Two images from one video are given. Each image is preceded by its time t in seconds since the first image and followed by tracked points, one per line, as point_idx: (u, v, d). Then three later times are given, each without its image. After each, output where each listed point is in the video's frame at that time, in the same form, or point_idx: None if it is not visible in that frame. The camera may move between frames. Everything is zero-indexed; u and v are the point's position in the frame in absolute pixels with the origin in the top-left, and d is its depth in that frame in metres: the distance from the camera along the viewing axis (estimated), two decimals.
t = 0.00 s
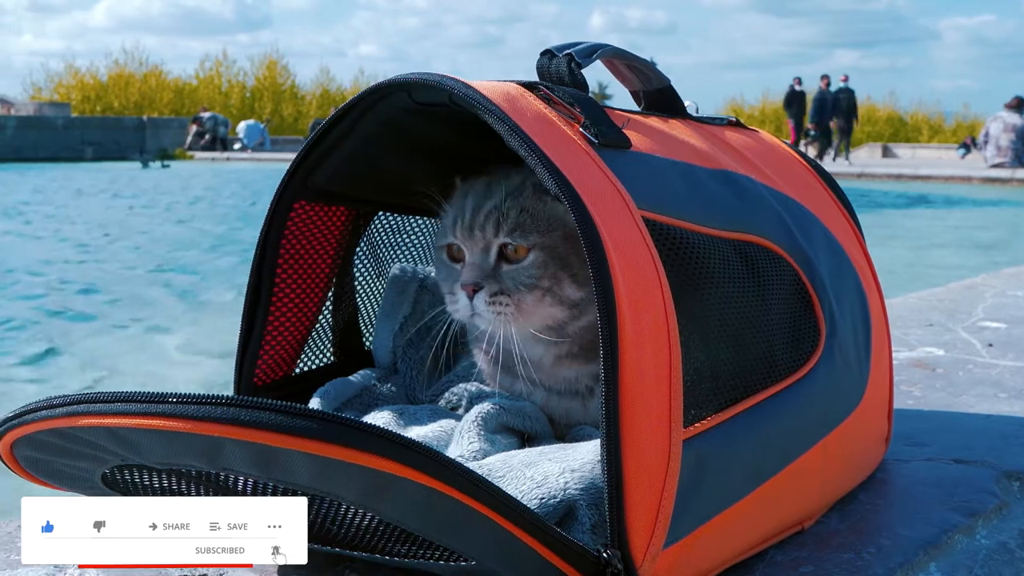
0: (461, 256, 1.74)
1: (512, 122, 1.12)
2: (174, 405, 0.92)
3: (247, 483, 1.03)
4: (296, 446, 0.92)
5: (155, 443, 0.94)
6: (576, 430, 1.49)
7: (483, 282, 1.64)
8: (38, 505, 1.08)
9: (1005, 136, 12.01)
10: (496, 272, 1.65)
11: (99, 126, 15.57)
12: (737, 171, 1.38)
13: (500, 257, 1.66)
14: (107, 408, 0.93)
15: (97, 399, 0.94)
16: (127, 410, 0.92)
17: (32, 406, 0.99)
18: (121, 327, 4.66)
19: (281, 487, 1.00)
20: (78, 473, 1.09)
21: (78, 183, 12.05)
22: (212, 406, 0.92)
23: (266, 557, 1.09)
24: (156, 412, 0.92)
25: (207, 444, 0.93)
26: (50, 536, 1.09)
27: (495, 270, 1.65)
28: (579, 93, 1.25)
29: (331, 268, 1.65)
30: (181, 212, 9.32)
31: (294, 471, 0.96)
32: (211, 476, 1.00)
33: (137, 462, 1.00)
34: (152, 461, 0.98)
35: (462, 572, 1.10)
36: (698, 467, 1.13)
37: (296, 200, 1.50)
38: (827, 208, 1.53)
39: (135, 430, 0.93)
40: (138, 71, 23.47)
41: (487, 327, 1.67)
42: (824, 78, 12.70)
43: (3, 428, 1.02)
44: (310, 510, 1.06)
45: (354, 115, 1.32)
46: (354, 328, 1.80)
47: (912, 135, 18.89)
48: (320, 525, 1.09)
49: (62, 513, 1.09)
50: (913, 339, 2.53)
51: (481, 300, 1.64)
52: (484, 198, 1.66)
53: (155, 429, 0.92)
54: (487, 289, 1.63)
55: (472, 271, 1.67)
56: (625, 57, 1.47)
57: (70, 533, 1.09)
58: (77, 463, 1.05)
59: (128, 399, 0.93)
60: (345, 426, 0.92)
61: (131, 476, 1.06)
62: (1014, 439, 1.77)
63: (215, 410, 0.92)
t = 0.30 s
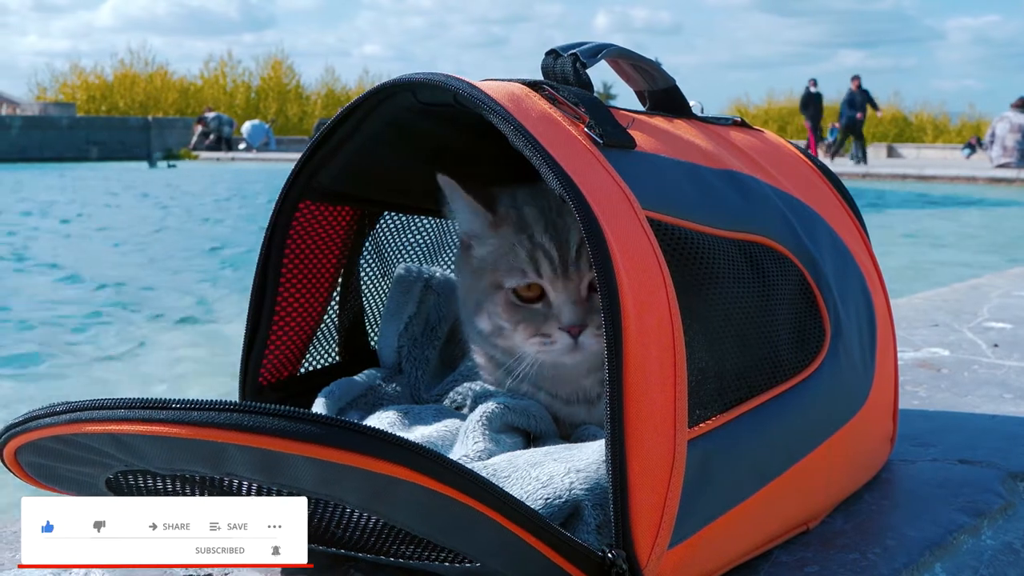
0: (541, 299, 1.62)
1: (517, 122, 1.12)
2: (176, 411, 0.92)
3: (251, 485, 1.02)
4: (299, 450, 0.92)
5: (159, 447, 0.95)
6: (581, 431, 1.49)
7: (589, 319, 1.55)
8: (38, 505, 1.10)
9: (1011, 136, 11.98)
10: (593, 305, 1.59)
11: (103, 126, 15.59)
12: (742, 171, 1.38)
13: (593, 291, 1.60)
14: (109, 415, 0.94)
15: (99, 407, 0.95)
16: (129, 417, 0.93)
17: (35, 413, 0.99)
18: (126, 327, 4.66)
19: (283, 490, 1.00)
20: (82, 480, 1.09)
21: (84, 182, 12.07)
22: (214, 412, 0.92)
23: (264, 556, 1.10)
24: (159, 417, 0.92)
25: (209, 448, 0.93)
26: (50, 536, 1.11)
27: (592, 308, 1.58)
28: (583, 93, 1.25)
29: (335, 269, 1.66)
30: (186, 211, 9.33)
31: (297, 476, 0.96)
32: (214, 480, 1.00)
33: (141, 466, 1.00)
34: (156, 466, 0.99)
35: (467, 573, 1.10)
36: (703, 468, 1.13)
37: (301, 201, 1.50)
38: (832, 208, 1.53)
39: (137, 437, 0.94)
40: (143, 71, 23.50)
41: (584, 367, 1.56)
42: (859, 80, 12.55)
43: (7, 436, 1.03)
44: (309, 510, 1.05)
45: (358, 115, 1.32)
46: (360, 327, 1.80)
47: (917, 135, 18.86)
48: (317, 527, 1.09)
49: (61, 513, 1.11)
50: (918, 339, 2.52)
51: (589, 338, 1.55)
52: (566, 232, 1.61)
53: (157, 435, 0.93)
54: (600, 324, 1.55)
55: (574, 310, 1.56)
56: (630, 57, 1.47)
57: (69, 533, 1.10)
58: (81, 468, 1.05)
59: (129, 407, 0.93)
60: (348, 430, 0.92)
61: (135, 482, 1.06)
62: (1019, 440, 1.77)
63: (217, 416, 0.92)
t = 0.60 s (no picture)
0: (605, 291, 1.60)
1: (523, 122, 1.12)
2: (182, 410, 0.92)
3: (256, 486, 1.02)
4: (306, 449, 0.92)
5: (165, 447, 0.95)
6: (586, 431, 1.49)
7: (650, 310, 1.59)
8: (38, 505, 1.10)
9: (1017, 136, 11.97)
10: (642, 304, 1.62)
11: (109, 126, 15.63)
12: (748, 171, 1.38)
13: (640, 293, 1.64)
14: (117, 414, 0.94)
15: (105, 407, 0.95)
16: (136, 416, 0.93)
17: (42, 412, 1.00)
18: (133, 326, 4.68)
19: (289, 490, 1.00)
20: (89, 479, 1.09)
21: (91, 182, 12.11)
22: (220, 411, 0.92)
23: (265, 555, 1.10)
24: (166, 416, 0.93)
25: (215, 448, 0.93)
26: (50, 536, 1.11)
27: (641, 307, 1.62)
28: (589, 93, 1.25)
29: (341, 269, 1.66)
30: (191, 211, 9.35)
31: (303, 476, 0.96)
32: (221, 480, 1.00)
33: (147, 466, 1.00)
34: (162, 466, 0.99)
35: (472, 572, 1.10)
36: (708, 468, 1.13)
37: (307, 200, 1.50)
38: (838, 208, 1.53)
39: (144, 436, 0.94)
40: (149, 71, 23.56)
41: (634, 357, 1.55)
42: (890, 77, 12.43)
43: (15, 435, 1.03)
44: (310, 511, 1.05)
45: (365, 115, 1.32)
46: (365, 328, 1.79)
47: (923, 135, 18.83)
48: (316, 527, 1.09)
49: (61, 513, 1.11)
50: (924, 340, 2.52)
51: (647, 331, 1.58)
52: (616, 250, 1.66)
53: (164, 434, 0.93)
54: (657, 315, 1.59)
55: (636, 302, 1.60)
56: (635, 56, 1.47)
57: (70, 533, 1.11)
58: (87, 468, 1.05)
59: (135, 406, 0.93)
60: (354, 430, 0.93)
61: (142, 482, 1.05)
62: None
63: (224, 415, 0.92)
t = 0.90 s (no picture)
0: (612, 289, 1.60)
1: (528, 123, 1.12)
2: (188, 411, 0.92)
3: (262, 486, 1.02)
4: (311, 450, 0.92)
5: (171, 447, 0.95)
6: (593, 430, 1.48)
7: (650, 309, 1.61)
8: (39, 505, 1.11)
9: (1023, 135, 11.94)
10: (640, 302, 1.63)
11: (114, 126, 15.66)
12: (753, 171, 1.37)
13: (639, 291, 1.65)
14: (122, 416, 0.94)
15: (110, 409, 0.95)
16: (141, 420, 0.93)
17: (47, 415, 1.00)
18: (139, 326, 4.69)
19: (295, 491, 1.00)
20: (95, 481, 1.09)
21: (96, 182, 12.13)
22: (225, 413, 0.92)
23: (265, 556, 1.10)
24: (172, 417, 0.93)
25: (221, 449, 0.93)
26: (50, 535, 1.12)
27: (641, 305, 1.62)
28: (595, 93, 1.25)
29: (346, 269, 1.66)
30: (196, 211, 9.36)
31: (309, 477, 0.96)
32: (226, 481, 1.00)
33: (151, 468, 1.00)
34: (167, 467, 0.99)
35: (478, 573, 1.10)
36: (714, 469, 1.13)
37: (312, 201, 1.50)
38: (843, 208, 1.53)
39: (150, 439, 0.94)
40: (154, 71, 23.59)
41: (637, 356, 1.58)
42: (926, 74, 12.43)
43: (20, 438, 1.03)
44: (311, 511, 1.06)
45: (370, 115, 1.32)
46: (370, 329, 1.79)
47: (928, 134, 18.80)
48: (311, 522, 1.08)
49: (61, 513, 1.12)
50: (929, 340, 2.51)
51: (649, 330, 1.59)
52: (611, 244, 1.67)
53: (169, 436, 0.93)
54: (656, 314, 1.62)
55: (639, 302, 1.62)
56: (641, 56, 1.47)
57: (70, 533, 1.11)
58: (92, 470, 1.05)
59: (141, 409, 0.94)
60: (359, 431, 0.93)
61: (148, 484, 1.06)
62: None
63: (229, 417, 0.92)
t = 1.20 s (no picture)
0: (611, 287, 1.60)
1: (535, 122, 1.12)
2: (197, 404, 0.93)
3: (269, 482, 1.02)
4: (319, 446, 0.92)
5: (180, 441, 0.95)
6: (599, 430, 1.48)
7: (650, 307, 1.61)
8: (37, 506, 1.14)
9: None
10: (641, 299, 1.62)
11: (120, 126, 15.70)
12: (759, 171, 1.37)
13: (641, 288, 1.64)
14: (133, 407, 0.94)
15: (120, 399, 0.95)
16: (151, 410, 0.93)
17: (58, 405, 1.00)
18: (147, 325, 4.70)
19: (302, 487, 1.00)
20: (104, 472, 1.09)
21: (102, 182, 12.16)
22: (234, 407, 0.92)
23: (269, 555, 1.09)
24: (180, 411, 0.93)
25: (230, 444, 0.94)
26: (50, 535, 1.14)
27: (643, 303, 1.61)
28: (601, 93, 1.25)
29: (353, 268, 1.66)
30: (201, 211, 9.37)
31: (316, 472, 0.96)
32: (234, 476, 1.01)
33: (161, 460, 1.00)
34: (176, 461, 0.99)
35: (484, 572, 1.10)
36: (720, 468, 1.13)
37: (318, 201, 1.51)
38: (850, 208, 1.53)
39: (159, 429, 0.94)
40: (161, 71, 23.64)
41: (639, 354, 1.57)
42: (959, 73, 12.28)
43: (30, 427, 1.04)
44: (316, 510, 1.06)
45: (378, 114, 1.32)
46: (376, 328, 1.80)
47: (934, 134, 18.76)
48: (311, 518, 1.08)
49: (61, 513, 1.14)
50: (935, 341, 2.51)
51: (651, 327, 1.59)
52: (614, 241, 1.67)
53: (179, 428, 0.93)
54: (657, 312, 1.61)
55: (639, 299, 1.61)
56: (647, 56, 1.47)
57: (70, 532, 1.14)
58: (101, 461, 1.06)
59: (151, 399, 0.94)
60: (365, 426, 0.93)
61: (157, 476, 1.06)
62: None
63: (237, 410, 0.92)
